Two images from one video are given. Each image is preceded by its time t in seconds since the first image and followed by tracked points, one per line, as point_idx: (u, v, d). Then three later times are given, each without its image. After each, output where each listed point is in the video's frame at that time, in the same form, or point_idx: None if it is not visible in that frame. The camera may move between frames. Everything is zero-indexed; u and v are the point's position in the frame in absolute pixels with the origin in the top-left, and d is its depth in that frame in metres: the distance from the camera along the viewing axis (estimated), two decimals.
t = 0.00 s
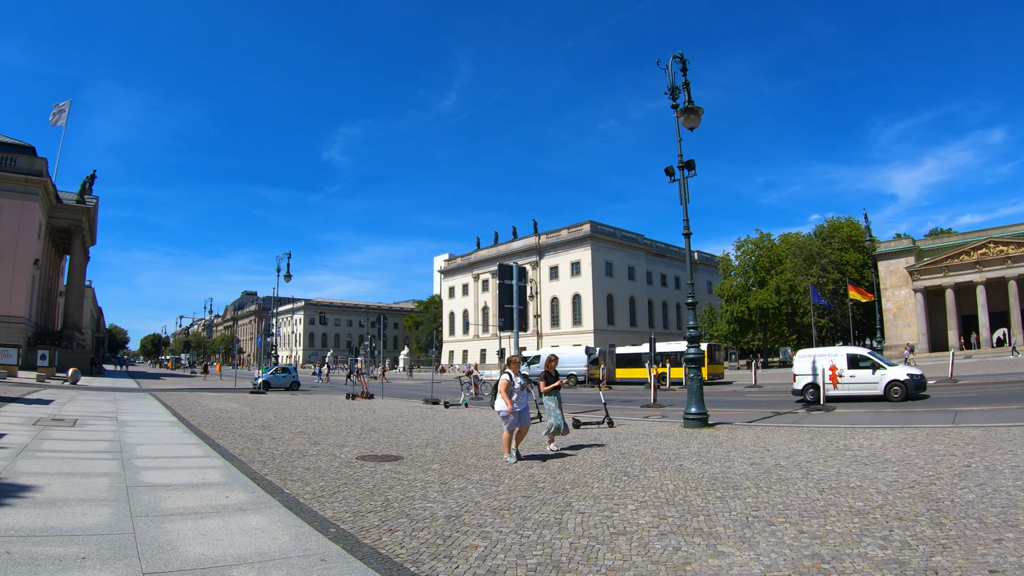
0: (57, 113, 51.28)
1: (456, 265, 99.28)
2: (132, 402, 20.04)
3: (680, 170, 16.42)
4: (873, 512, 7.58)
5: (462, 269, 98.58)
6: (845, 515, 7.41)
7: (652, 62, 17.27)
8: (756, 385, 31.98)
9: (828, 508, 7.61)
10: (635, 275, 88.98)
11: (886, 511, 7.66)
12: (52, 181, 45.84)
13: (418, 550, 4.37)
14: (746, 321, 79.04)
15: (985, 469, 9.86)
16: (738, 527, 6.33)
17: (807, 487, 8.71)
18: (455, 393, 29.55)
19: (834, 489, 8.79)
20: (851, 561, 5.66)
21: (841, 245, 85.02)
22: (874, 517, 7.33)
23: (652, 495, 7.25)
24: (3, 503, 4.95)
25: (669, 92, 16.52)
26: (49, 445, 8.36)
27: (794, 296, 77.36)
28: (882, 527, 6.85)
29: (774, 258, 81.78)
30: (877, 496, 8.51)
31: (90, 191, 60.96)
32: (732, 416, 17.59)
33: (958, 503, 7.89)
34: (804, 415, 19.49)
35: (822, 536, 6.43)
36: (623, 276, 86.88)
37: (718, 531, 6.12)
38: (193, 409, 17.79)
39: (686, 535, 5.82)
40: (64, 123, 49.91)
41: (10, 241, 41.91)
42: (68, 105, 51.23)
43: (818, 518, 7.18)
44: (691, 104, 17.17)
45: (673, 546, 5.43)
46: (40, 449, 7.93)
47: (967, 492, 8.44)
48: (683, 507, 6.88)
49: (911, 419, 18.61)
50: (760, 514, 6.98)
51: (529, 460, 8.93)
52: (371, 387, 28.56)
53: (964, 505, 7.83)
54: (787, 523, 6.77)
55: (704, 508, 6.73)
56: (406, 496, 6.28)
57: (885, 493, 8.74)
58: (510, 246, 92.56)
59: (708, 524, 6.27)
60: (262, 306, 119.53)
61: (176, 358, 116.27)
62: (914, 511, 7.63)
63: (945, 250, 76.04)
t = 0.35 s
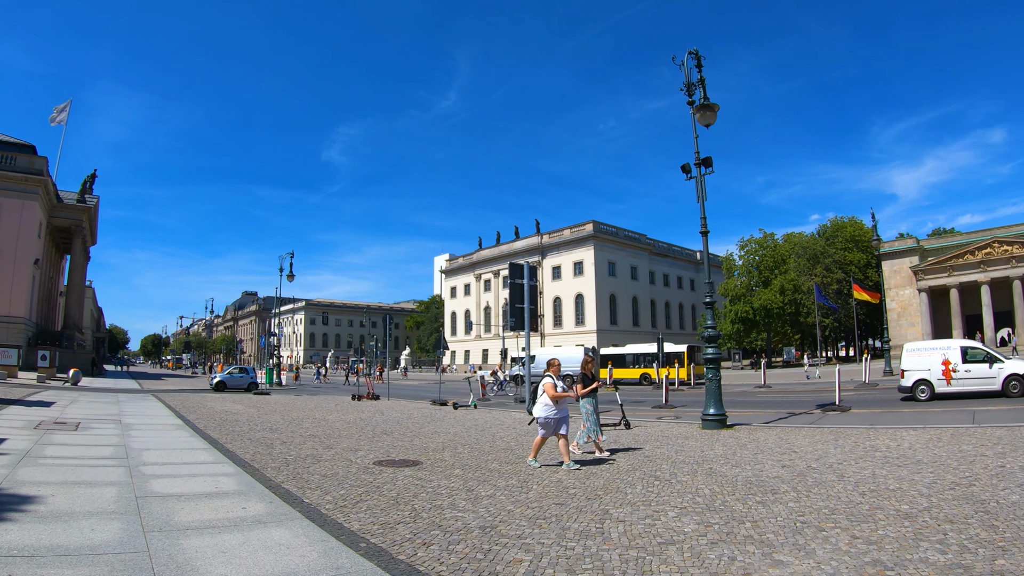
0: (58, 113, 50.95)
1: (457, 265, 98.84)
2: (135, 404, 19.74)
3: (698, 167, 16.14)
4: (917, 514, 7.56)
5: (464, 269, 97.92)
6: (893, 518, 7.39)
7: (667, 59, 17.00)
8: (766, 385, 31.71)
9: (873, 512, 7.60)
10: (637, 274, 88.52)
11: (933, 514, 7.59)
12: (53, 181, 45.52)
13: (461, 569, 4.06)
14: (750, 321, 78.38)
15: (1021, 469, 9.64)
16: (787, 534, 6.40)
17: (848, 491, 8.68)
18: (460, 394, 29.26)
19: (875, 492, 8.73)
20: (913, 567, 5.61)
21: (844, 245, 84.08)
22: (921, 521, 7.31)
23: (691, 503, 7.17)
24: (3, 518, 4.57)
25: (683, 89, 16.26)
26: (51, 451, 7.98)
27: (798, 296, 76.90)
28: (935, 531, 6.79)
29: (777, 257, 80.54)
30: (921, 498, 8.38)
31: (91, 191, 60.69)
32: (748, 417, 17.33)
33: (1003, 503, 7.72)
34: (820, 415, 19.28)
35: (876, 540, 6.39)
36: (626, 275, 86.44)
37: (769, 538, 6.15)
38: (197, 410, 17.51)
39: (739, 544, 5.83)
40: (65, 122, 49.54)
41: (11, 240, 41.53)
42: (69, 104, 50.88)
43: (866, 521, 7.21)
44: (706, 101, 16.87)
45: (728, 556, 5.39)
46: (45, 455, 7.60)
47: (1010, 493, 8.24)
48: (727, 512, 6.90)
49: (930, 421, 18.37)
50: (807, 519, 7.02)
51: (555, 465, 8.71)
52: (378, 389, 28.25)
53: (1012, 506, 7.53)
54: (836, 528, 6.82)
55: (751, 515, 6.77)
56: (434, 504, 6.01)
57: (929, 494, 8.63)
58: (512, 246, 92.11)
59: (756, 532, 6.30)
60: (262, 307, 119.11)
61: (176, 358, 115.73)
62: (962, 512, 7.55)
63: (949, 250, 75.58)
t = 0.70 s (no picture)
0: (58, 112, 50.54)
1: (459, 265, 98.49)
2: (136, 405, 19.33)
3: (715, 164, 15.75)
4: (968, 513, 7.21)
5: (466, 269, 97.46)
6: (945, 518, 7.04)
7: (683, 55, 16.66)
8: (775, 386, 31.27)
9: (923, 512, 7.25)
10: (640, 275, 88.11)
11: (984, 513, 7.22)
12: (54, 180, 45.09)
13: None
14: (753, 321, 78.52)
15: None
16: (843, 536, 6.16)
17: (891, 491, 8.41)
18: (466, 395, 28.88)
19: (918, 492, 8.43)
20: (979, 568, 5.26)
21: (848, 245, 83.80)
22: (974, 519, 6.96)
23: (735, 505, 6.90)
24: None
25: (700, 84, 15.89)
26: (52, 456, 7.56)
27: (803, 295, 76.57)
28: (992, 530, 6.44)
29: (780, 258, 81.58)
30: (967, 497, 8.04)
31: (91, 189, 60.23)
32: (765, 416, 16.98)
33: None
34: (837, 415, 18.92)
35: (936, 541, 6.13)
36: (629, 275, 86.02)
37: (825, 542, 5.87)
38: (200, 412, 17.09)
39: (798, 549, 5.56)
40: (66, 121, 49.14)
41: (11, 240, 41.13)
42: (70, 103, 50.49)
43: (917, 522, 6.87)
44: (723, 96, 16.46)
45: (788, 563, 5.14)
46: (47, 460, 7.18)
47: None
48: (774, 515, 6.58)
49: (950, 420, 17.98)
50: (859, 521, 6.78)
51: (584, 469, 8.36)
52: (383, 390, 27.82)
53: None
54: (888, 529, 6.52)
55: (799, 517, 6.55)
56: (464, 511, 5.66)
57: (972, 493, 8.27)
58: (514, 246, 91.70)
59: (810, 535, 6.00)
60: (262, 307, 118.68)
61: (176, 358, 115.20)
62: (1015, 511, 7.19)
63: (954, 249, 75.09)
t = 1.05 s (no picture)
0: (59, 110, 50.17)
1: (461, 266, 98.08)
2: (139, 408, 18.94)
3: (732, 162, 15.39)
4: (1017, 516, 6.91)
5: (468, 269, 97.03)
6: (994, 522, 6.74)
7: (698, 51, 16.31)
8: (784, 386, 30.91)
9: (970, 516, 6.95)
10: (642, 275, 87.70)
11: None
12: (55, 179, 44.72)
13: None
14: (759, 321, 78.58)
15: None
16: (895, 544, 5.91)
17: (931, 495, 8.08)
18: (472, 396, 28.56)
19: (958, 495, 8.09)
20: None
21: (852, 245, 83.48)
22: None
23: (776, 512, 6.66)
24: (2, 552, 3.79)
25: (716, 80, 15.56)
26: (52, 464, 7.18)
27: (807, 295, 76.14)
28: None
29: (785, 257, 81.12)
30: (1012, 500, 7.66)
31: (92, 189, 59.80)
32: (781, 418, 16.66)
33: None
34: (853, 416, 18.60)
35: (991, 547, 5.79)
36: (631, 275, 85.61)
37: (880, 550, 5.68)
38: (204, 414, 16.73)
39: (854, 559, 5.37)
40: (66, 119, 48.78)
41: (10, 239, 40.77)
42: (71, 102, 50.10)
43: (966, 526, 6.59)
44: (739, 94, 16.10)
45: (847, 572, 5.02)
46: (49, 469, 6.80)
47: None
48: (820, 523, 6.43)
49: (969, 420, 17.64)
50: (908, 527, 6.52)
51: (613, 475, 8.06)
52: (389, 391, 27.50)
53: None
54: (939, 535, 6.27)
55: (848, 525, 6.37)
56: (496, 523, 5.37)
57: (1014, 496, 7.96)
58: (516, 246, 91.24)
59: (864, 543, 5.85)
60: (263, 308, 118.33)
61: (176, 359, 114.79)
62: None
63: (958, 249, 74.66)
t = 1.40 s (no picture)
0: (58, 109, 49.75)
1: (462, 266, 97.60)
2: (141, 409, 18.49)
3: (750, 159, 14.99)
4: None
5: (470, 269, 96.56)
6: None
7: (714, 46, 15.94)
8: (793, 386, 30.45)
9: None
10: (645, 274, 87.26)
11: None
12: (55, 177, 44.31)
13: None
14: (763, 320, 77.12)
15: None
16: (956, 545, 5.50)
17: (976, 493, 7.66)
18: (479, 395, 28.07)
19: (1006, 494, 7.69)
20: None
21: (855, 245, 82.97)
22: None
23: (823, 514, 6.27)
24: None
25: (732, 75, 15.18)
26: (56, 470, 6.76)
27: (811, 294, 75.52)
28: None
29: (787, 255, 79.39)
30: None
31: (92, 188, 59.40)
32: (799, 417, 16.26)
33: None
34: (871, 415, 18.16)
35: None
36: (633, 275, 85.14)
37: (943, 551, 5.29)
38: (208, 415, 16.28)
39: (918, 561, 4.98)
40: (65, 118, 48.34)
41: (10, 238, 40.33)
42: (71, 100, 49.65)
43: None
44: (756, 89, 15.71)
45: None
46: (52, 475, 6.39)
47: None
48: (872, 525, 6.03)
49: (990, 419, 17.22)
50: (964, 527, 6.12)
51: (644, 477, 7.66)
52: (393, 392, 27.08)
53: None
54: (999, 534, 5.88)
55: (902, 526, 5.97)
56: (537, 530, 4.99)
57: None
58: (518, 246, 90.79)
59: (924, 545, 5.44)
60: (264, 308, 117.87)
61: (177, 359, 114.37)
62: None
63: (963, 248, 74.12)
